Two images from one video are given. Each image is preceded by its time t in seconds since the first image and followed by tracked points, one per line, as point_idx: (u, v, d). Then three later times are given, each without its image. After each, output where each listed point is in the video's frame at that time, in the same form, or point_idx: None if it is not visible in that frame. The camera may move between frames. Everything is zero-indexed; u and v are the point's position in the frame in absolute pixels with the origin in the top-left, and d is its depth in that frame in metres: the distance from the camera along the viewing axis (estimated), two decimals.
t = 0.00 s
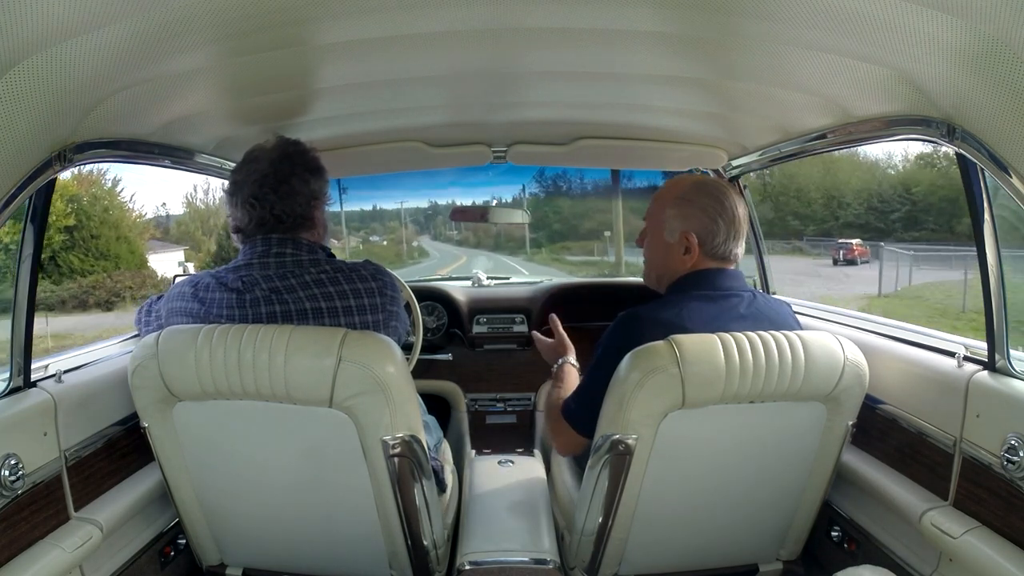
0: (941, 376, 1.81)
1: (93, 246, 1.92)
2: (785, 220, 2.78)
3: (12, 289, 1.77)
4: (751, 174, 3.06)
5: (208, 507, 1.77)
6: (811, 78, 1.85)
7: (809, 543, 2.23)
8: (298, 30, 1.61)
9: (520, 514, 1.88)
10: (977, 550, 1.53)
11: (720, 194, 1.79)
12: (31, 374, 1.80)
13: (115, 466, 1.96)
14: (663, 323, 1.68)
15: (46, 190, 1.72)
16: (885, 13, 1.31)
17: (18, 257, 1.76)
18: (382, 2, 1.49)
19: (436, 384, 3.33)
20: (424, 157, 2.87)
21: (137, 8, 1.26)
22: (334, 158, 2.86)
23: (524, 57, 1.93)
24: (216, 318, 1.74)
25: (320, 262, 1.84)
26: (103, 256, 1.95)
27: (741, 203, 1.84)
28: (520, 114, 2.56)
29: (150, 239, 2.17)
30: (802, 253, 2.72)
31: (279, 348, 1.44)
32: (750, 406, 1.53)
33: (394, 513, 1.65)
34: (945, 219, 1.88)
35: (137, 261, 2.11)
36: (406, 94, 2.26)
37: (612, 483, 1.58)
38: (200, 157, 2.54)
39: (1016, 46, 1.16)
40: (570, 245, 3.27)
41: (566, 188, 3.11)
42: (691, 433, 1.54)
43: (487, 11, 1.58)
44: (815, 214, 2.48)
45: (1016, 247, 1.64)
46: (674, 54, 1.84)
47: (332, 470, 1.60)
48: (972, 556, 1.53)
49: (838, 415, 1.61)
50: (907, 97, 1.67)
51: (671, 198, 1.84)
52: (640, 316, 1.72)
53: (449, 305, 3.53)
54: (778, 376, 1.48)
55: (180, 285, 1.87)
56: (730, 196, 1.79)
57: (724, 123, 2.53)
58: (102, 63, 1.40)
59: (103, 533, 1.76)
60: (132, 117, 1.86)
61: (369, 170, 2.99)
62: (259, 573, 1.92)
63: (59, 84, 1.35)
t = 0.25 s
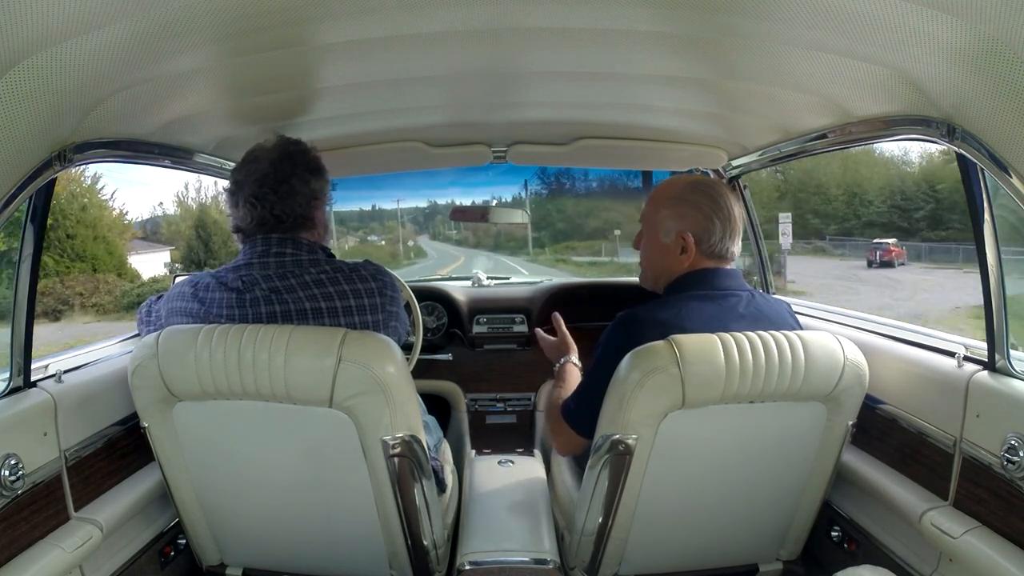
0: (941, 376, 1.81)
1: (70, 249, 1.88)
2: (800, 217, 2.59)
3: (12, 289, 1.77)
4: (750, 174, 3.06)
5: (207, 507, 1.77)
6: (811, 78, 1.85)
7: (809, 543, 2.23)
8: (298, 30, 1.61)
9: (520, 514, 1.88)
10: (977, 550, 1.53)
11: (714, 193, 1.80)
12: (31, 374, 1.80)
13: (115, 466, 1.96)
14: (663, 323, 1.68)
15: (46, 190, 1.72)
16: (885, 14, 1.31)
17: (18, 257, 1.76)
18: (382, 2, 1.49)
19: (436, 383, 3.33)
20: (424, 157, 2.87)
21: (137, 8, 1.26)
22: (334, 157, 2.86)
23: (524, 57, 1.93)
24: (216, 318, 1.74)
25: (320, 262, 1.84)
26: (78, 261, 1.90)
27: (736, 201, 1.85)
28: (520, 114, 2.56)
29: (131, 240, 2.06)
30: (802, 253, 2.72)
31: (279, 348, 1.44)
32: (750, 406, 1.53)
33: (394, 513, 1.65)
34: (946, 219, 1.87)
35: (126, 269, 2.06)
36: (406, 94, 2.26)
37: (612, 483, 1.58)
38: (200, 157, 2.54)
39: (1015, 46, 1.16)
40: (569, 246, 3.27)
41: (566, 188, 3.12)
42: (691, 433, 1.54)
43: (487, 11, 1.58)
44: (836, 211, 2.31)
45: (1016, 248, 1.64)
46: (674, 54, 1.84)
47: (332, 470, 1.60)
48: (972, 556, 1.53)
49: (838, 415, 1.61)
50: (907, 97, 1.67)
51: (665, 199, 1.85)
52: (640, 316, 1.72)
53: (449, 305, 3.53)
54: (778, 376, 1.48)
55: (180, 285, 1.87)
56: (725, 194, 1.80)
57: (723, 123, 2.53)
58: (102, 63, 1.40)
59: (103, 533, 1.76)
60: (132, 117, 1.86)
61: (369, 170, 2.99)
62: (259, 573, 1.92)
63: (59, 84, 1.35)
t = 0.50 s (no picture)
0: (941, 376, 1.81)
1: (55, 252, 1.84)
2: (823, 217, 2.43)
3: (12, 290, 1.76)
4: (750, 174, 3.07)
5: (208, 507, 1.77)
6: (810, 78, 1.85)
7: (809, 543, 2.23)
8: (298, 30, 1.61)
9: (520, 514, 1.88)
10: (977, 550, 1.53)
11: (712, 193, 1.80)
12: (31, 374, 1.80)
13: (115, 466, 1.96)
14: (664, 323, 1.68)
15: (46, 190, 1.72)
16: (885, 13, 1.31)
17: (18, 256, 1.76)
18: (382, 2, 1.49)
19: (436, 384, 3.33)
20: (424, 157, 2.87)
21: (137, 8, 1.26)
22: (334, 157, 2.86)
23: (524, 57, 1.93)
24: (216, 318, 1.74)
25: (321, 262, 1.84)
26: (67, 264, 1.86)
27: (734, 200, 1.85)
28: (520, 114, 2.56)
29: (112, 238, 1.97)
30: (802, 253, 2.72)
31: (279, 348, 1.44)
32: (750, 406, 1.53)
33: (394, 513, 1.65)
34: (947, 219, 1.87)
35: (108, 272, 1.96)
36: (406, 94, 2.26)
37: (612, 483, 1.58)
38: (200, 157, 2.54)
39: (1015, 47, 1.16)
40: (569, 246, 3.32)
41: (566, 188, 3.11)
42: (691, 433, 1.54)
43: (487, 11, 1.58)
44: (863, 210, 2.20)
45: (1016, 248, 1.64)
46: (674, 54, 1.84)
47: (332, 470, 1.60)
48: (973, 556, 1.53)
49: (838, 415, 1.61)
50: (907, 97, 1.67)
51: (664, 199, 1.85)
52: (641, 316, 1.72)
53: (449, 305, 3.53)
54: (778, 376, 1.48)
55: (180, 284, 1.87)
56: (723, 194, 1.80)
57: (724, 123, 2.53)
58: (101, 63, 1.40)
59: (103, 532, 1.76)
60: (132, 117, 1.86)
61: (369, 170, 2.99)
62: (259, 573, 1.92)
63: (59, 84, 1.35)
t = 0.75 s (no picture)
0: (941, 376, 1.81)
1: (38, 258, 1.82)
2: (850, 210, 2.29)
3: (12, 289, 1.76)
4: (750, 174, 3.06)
5: (208, 507, 1.77)
6: (810, 78, 1.85)
7: (809, 543, 2.23)
8: (298, 30, 1.61)
9: (520, 514, 1.88)
10: (977, 550, 1.53)
11: (712, 193, 1.80)
12: (31, 374, 1.80)
13: (115, 466, 1.96)
14: (664, 323, 1.68)
15: (47, 190, 1.72)
16: (885, 13, 1.31)
17: (18, 256, 1.75)
18: (382, 2, 1.49)
19: (436, 383, 3.33)
20: (424, 157, 2.87)
21: (137, 8, 1.26)
22: (333, 157, 2.86)
23: (524, 57, 1.93)
24: (217, 318, 1.74)
25: (321, 262, 1.84)
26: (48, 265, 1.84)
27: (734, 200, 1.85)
28: (520, 114, 2.56)
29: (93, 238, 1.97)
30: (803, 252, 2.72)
31: (279, 348, 1.44)
32: (750, 406, 1.53)
33: (394, 514, 1.65)
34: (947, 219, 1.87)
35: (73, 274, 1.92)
36: (406, 94, 2.26)
37: (612, 483, 1.58)
38: (200, 157, 2.54)
39: (1015, 47, 1.16)
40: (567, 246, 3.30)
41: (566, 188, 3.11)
42: (691, 433, 1.54)
43: (487, 10, 1.58)
44: (890, 203, 2.07)
45: (1017, 248, 1.64)
46: (674, 54, 1.85)
47: (332, 470, 1.60)
48: (972, 556, 1.53)
49: (839, 415, 1.61)
50: (907, 97, 1.67)
51: (663, 198, 1.85)
52: (641, 316, 1.72)
53: (448, 305, 3.53)
54: (778, 376, 1.48)
55: (180, 284, 1.87)
56: (723, 194, 1.80)
57: (724, 123, 2.53)
58: (101, 63, 1.40)
59: (103, 533, 1.76)
60: (132, 117, 1.86)
61: (370, 170, 2.99)
62: (259, 573, 1.92)
63: (59, 84, 1.35)
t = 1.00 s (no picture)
0: (941, 376, 1.80)
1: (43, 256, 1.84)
2: (876, 208, 2.18)
3: (12, 289, 1.76)
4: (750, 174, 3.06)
5: (208, 507, 1.77)
6: (810, 78, 1.85)
7: (809, 543, 2.23)
8: (297, 30, 1.61)
9: (520, 514, 1.88)
10: (977, 550, 1.53)
11: (694, 192, 1.77)
12: (31, 374, 1.79)
13: (115, 466, 1.96)
14: (665, 323, 1.68)
15: (47, 190, 1.72)
16: (884, 13, 1.31)
17: (18, 256, 1.76)
18: (382, 2, 1.49)
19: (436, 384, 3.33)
20: (424, 157, 2.87)
21: (137, 8, 1.26)
22: (333, 158, 2.86)
23: (524, 57, 1.93)
24: (217, 318, 1.74)
25: (322, 262, 1.83)
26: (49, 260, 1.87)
27: (726, 195, 1.79)
28: (520, 114, 2.56)
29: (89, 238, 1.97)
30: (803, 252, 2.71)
31: (279, 349, 1.44)
32: (750, 406, 1.53)
33: (394, 514, 1.65)
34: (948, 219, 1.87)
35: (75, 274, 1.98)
36: (406, 94, 2.26)
37: (612, 483, 1.58)
38: (200, 157, 2.54)
39: (1015, 47, 1.16)
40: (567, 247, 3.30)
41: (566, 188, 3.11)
42: (691, 433, 1.54)
43: (487, 11, 1.58)
44: (923, 200, 1.98)
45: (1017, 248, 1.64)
46: (674, 55, 1.84)
47: (332, 470, 1.60)
48: (972, 556, 1.53)
49: (839, 415, 1.61)
50: (907, 97, 1.66)
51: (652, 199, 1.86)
52: (641, 316, 1.71)
53: (448, 305, 3.53)
54: (778, 376, 1.48)
55: (180, 284, 1.87)
56: (708, 192, 1.76)
57: (724, 123, 2.53)
58: (101, 63, 1.40)
59: (103, 532, 1.76)
60: (132, 117, 1.86)
61: (370, 170, 2.99)
62: (259, 573, 1.92)
63: (59, 84, 1.35)
